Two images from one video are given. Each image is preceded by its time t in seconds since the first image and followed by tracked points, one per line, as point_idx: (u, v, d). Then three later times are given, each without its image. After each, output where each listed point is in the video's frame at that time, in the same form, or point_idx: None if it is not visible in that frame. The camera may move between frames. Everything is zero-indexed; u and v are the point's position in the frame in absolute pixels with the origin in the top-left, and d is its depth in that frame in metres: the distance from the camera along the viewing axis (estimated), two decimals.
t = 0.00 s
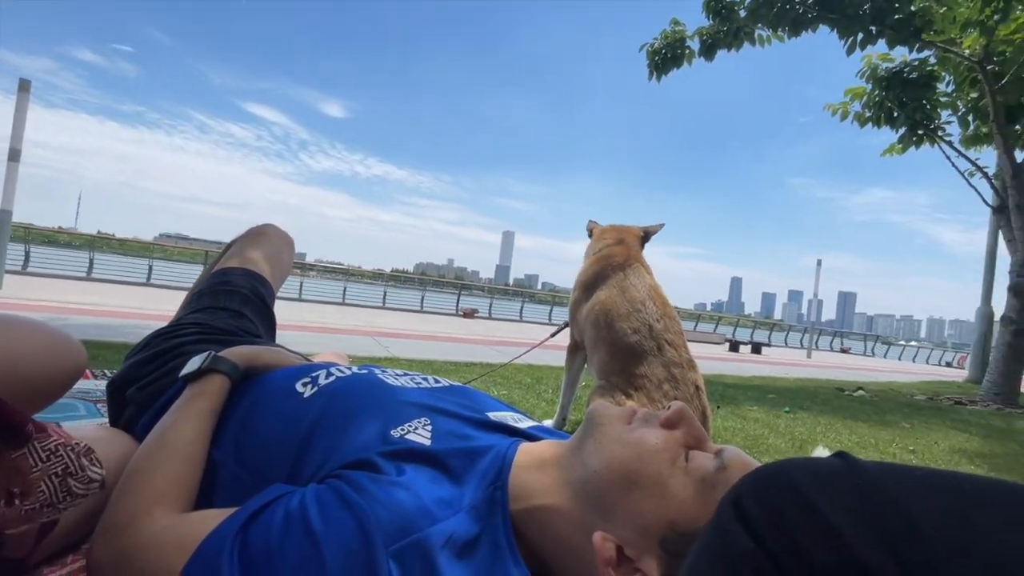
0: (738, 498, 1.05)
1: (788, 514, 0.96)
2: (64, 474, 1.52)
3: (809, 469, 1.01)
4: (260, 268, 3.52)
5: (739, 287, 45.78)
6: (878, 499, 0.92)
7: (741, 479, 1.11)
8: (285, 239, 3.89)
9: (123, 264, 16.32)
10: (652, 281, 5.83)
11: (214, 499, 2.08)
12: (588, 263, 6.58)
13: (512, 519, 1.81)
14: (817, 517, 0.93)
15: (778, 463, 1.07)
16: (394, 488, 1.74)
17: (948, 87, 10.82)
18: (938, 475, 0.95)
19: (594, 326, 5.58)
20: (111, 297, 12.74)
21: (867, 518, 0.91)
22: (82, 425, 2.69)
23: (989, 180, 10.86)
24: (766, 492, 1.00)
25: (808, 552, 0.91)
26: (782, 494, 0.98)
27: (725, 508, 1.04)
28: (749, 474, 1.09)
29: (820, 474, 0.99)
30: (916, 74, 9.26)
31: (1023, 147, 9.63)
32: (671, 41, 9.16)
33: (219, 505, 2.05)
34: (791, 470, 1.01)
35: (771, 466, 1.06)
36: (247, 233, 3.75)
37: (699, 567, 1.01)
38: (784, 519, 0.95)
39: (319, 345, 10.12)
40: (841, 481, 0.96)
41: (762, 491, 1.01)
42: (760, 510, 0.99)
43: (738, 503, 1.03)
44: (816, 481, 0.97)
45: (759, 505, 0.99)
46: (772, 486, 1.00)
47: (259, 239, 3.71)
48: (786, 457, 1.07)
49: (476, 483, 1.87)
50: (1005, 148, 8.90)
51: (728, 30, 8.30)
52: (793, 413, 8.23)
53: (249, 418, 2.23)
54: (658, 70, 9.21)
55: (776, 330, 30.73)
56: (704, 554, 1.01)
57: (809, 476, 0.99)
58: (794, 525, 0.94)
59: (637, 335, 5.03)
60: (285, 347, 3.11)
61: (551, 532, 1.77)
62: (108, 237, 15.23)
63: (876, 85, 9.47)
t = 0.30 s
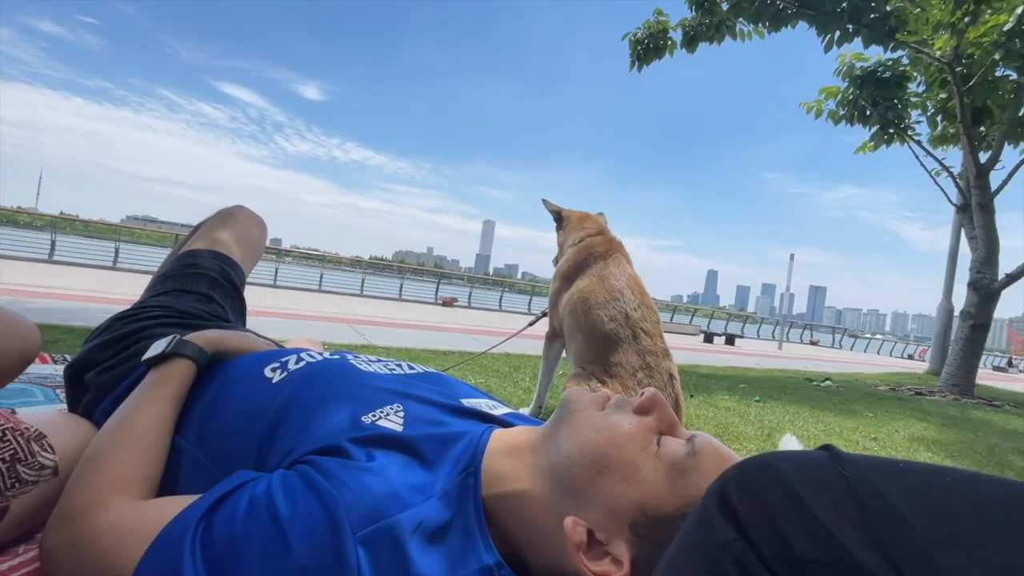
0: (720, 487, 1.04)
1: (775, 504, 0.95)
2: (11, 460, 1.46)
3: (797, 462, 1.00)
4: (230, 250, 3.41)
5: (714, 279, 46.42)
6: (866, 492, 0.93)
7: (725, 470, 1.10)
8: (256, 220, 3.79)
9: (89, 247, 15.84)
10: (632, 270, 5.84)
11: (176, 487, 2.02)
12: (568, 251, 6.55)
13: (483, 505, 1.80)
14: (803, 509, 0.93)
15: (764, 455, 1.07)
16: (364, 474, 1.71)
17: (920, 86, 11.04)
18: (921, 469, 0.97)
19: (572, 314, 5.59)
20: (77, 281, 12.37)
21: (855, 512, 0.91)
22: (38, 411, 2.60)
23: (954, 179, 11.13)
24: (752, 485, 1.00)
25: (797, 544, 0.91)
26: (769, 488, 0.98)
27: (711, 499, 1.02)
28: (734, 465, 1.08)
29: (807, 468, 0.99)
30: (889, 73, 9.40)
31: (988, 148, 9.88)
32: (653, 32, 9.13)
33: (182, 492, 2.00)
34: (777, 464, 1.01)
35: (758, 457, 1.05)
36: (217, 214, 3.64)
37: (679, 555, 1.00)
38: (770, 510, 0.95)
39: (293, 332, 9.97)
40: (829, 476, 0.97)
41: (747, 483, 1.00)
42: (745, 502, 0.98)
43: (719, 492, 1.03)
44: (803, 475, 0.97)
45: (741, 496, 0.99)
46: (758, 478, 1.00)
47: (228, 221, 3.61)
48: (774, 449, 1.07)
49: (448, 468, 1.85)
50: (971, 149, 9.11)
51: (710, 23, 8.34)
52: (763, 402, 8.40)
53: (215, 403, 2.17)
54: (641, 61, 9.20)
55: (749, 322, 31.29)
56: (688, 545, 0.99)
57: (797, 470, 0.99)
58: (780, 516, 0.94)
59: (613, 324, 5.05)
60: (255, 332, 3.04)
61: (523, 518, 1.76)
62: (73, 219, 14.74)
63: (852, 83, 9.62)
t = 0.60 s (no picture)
0: (705, 477, 1.04)
1: (760, 494, 0.96)
2: None
3: (783, 451, 1.00)
4: (209, 238, 3.35)
5: (698, 274, 46.75)
6: (850, 481, 0.93)
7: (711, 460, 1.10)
8: (237, 208, 3.72)
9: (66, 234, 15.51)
10: (620, 262, 5.84)
11: (152, 477, 1.98)
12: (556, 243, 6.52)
13: (466, 495, 1.79)
14: (789, 498, 0.94)
15: (751, 445, 1.07)
16: (345, 462, 1.69)
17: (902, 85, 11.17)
18: (911, 458, 0.96)
19: (558, 305, 5.59)
20: (53, 268, 12.11)
21: (839, 499, 0.92)
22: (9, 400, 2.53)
23: (932, 178, 11.31)
24: (737, 474, 1.00)
25: (779, 534, 0.92)
26: (754, 477, 0.98)
27: (696, 489, 1.02)
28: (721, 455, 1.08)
29: (793, 457, 0.99)
30: (872, 72, 9.49)
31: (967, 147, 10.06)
32: (642, 25, 9.11)
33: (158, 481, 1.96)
34: (763, 452, 1.01)
35: (744, 447, 1.05)
36: (197, 200, 3.57)
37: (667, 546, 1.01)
38: (754, 499, 0.96)
39: (276, 322, 9.86)
40: (813, 465, 0.97)
41: (732, 471, 1.00)
42: (731, 493, 0.98)
43: (706, 483, 1.03)
44: (788, 464, 0.97)
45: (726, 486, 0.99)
46: (744, 468, 1.00)
47: (209, 207, 3.54)
48: (760, 440, 1.07)
49: (431, 457, 1.83)
50: (949, 148, 9.24)
51: (699, 17, 8.34)
52: (744, 394, 8.50)
53: (193, 393, 2.13)
54: (630, 54, 9.19)
55: (731, 317, 31.64)
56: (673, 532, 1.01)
57: (782, 459, 0.99)
58: (767, 506, 0.95)
59: (598, 315, 5.06)
60: (235, 321, 2.99)
61: (505, 508, 1.76)
62: (48, 205, 14.39)
63: (836, 81, 9.70)
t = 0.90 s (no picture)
0: (696, 473, 1.04)
1: (752, 491, 0.95)
2: None
3: (776, 449, 1.00)
4: (195, 230, 3.30)
5: (688, 272, 46.98)
6: (842, 479, 0.92)
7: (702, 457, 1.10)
8: (224, 200, 3.66)
9: (49, 226, 15.28)
10: (612, 259, 5.83)
11: (134, 472, 1.94)
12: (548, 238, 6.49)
13: (454, 490, 1.77)
14: (781, 496, 0.94)
15: (744, 443, 1.06)
16: (331, 458, 1.67)
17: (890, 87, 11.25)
18: (900, 454, 0.97)
19: (549, 300, 5.59)
20: (35, 262, 11.91)
21: (831, 497, 0.92)
22: None
23: (918, 179, 11.42)
24: (728, 470, 0.99)
25: (772, 531, 0.92)
26: (745, 473, 0.98)
27: (688, 485, 1.01)
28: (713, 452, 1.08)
29: (785, 455, 0.99)
30: (861, 73, 9.54)
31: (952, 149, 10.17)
32: (634, 22, 9.09)
33: (140, 476, 1.93)
34: (754, 449, 1.01)
35: (736, 446, 1.05)
36: (183, 192, 3.51)
37: (656, 541, 1.00)
38: (747, 497, 0.95)
39: (264, 317, 9.78)
40: (805, 462, 0.97)
41: (723, 469, 1.00)
42: (722, 490, 0.97)
43: (697, 478, 1.02)
44: (781, 461, 0.97)
45: (718, 482, 0.98)
46: (735, 464, 1.00)
47: (195, 199, 3.49)
48: (754, 437, 1.06)
49: (419, 452, 1.81)
50: (935, 149, 9.33)
51: (690, 16, 8.34)
52: (732, 391, 8.56)
53: (176, 387, 2.10)
54: (621, 51, 9.18)
55: (720, 314, 31.84)
56: (663, 529, 1.00)
57: (774, 457, 0.98)
58: (758, 504, 0.94)
59: (588, 311, 5.05)
60: (220, 315, 2.95)
61: (493, 503, 1.75)
62: (31, 197, 14.15)
63: (825, 81, 9.75)
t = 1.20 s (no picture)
0: (693, 474, 1.03)
1: (748, 493, 0.95)
2: None
3: (773, 451, 0.99)
4: (187, 229, 3.27)
5: (682, 274, 47.17)
6: (839, 480, 0.92)
7: (700, 459, 1.09)
8: (217, 200, 3.64)
9: (40, 227, 15.15)
10: (608, 261, 5.81)
11: (123, 473, 1.92)
12: (543, 239, 6.49)
13: (447, 491, 1.76)
14: (777, 496, 0.93)
15: (742, 445, 1.05)
16: (322, 458, 1.65)
17: (883, 91, 11.33)
18: (896, 454, 0.96)
19: (544, 302, 5.57)
20: (26, 262, 11.81)
21: (829, 497, 0.91)
22: None
23: (910, 182, 11.49)
24: (725, 472, 0.98)
25: (769, 532, 0.91)
26: (742, 474, 0.97)
27: (684, 487, 1.00)
28: (710, 455, 1.07)
29: (782, 457, 0.98)
30: (853, 77, 9.59)
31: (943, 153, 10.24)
32: (630, 25, 9.11)
33: (129, 478, 1.91)
34: (752, 451, 1.00)
35: (733, 447, 1.04)
36: (174, 192, 3.49)
37: (653, 543, 0.99)
38: (744, 498, 0.95)
39: (258, 319, 9.73)
40: (801, 464, 0.96)
41: (720, 470, 0.99)
42: (718, 492, 0.97)
43: (694, 480, 1.01)
44: (777, 462, 0.97)
45: (714, 484, 0.97)
46: (731, 466, 0.99)
47: (187, 199, 3.46)
48: (751, 439, 1.05)
49: (412, 453, 1.80)
50: (926, 153, 9.39)
51: (685, 19, 8.36)
52: (725, 392, 8.58)
53: (166, 387, 2.07)
54: (617, 53, 9.22)
55: (713, 316, 31.94)
56: (659, 531, 0.99)
57: (771, 458, 0.98)
58: (756, 505, 0.94)
59: (583, 312, 5.06)
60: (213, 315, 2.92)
61: (486, 504, 1.73)
62: (22, 197, 14.03)
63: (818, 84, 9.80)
